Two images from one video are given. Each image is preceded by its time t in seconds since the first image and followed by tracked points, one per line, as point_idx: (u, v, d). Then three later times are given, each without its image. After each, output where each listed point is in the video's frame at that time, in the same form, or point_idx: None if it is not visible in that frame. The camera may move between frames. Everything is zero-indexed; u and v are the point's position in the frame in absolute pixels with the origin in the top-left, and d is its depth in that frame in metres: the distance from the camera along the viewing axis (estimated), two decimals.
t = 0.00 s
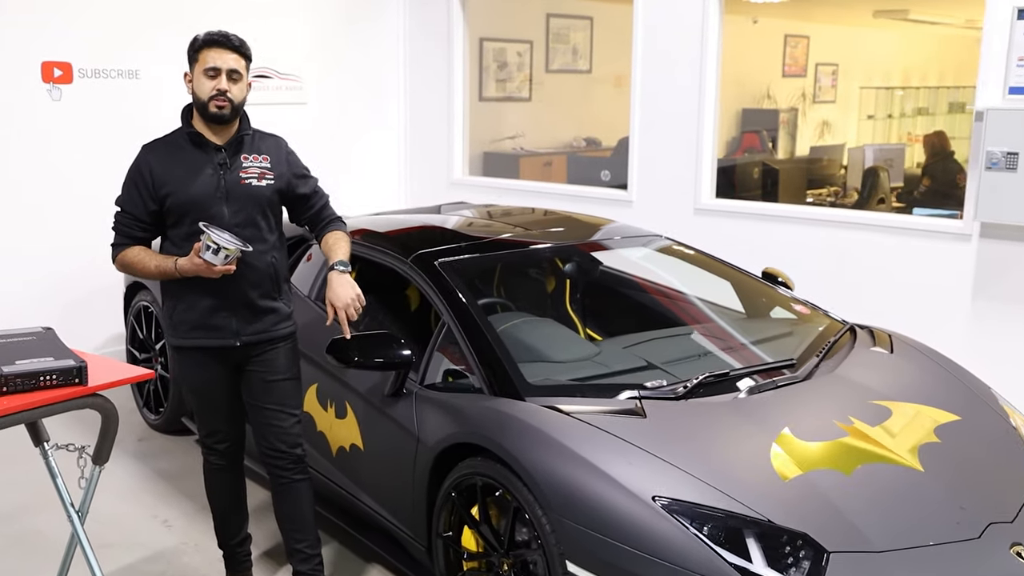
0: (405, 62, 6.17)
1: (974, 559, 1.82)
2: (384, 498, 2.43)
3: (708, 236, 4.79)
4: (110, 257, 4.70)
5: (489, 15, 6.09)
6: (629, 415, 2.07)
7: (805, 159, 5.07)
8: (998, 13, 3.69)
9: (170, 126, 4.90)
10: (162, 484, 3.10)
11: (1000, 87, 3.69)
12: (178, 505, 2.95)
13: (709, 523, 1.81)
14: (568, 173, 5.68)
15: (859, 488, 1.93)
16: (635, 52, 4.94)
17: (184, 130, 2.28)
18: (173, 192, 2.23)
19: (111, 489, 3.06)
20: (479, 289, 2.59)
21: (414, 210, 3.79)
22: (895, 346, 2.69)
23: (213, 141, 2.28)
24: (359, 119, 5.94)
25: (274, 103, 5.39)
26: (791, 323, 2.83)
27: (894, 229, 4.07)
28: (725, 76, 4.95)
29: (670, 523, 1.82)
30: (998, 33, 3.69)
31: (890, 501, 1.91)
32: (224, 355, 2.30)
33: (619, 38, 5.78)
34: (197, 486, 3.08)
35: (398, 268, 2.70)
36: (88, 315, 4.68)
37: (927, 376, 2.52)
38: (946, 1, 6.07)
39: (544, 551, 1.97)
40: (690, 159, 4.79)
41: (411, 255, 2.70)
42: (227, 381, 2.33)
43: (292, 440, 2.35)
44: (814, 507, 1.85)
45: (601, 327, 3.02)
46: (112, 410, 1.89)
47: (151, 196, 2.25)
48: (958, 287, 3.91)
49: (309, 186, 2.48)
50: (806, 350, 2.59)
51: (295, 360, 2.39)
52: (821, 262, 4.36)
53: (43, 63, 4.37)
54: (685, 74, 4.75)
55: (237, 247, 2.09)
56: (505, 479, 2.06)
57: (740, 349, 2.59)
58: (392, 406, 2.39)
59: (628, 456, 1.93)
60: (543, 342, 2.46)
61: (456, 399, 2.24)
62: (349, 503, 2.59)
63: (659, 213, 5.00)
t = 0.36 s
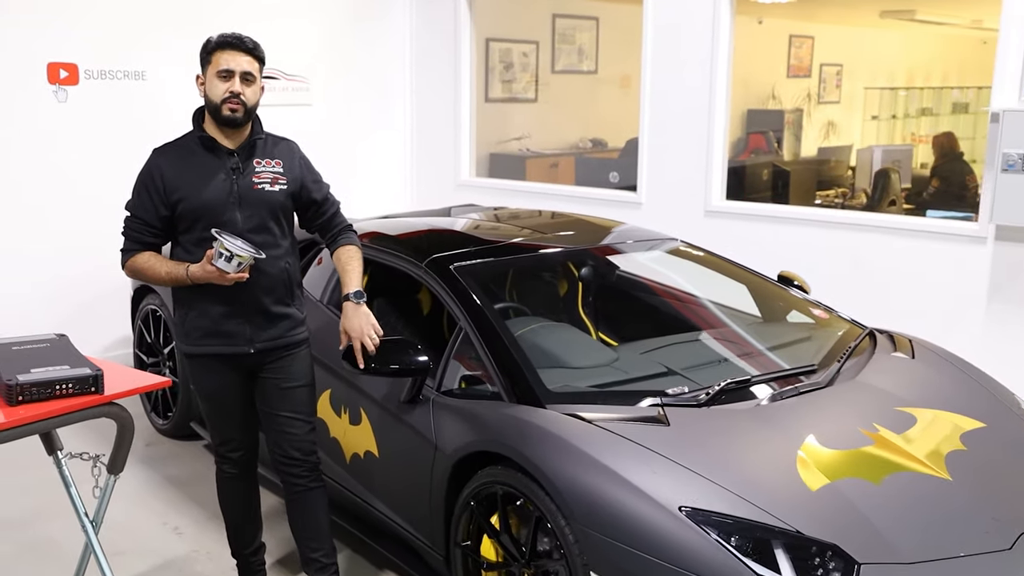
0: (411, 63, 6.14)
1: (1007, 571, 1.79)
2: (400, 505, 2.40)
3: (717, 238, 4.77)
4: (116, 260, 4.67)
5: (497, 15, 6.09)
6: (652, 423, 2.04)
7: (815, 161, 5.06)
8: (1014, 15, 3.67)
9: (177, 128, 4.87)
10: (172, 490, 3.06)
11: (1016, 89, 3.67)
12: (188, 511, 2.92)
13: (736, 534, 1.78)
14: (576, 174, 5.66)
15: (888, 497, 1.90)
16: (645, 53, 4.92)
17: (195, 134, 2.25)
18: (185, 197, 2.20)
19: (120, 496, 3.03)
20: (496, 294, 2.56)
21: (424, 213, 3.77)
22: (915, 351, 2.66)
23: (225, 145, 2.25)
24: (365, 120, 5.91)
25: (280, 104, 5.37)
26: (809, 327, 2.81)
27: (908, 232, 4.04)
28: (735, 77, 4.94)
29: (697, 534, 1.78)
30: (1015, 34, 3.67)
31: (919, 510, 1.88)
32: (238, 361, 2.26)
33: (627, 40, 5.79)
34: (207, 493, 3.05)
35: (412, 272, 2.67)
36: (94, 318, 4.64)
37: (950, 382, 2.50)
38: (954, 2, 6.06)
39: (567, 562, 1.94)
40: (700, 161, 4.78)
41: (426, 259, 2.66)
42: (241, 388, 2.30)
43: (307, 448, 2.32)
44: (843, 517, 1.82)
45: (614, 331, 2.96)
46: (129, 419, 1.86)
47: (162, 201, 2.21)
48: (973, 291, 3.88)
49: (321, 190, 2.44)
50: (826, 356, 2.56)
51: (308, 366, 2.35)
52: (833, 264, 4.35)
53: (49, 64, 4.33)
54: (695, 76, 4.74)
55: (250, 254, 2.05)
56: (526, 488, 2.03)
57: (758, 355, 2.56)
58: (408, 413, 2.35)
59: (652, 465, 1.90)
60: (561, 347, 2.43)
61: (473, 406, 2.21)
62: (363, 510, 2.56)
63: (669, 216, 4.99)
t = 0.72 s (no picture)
0: (417, 64, 6.16)
1: None
2: (415, 512, 2.37)
3: (728, 239, 4.78)
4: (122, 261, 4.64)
5: (503, 15, 6.10)
6: (673, 430, 2.01)
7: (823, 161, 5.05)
8: None
9: (183, 129, 4.84)
10: (181, 495, 3.03)
11: None
12: (198, 517, 2.89)
13: (763, 543, 1.74)
14: (584, 175, 5.66)
15: (916, 505, 1.87)
16: (654, 53, 4.92)
17: (204, 136, 2.21)
18: (195, 201, 2.16)
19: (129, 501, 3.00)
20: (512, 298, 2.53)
21: (433, 214, 3.74)
22: (936, 355, 2.63)
23: (235, 147, 2.22)
24: (371, 121, 5.89)
25: (287, 104, 5.35)
26: (825, 330, 2.78)
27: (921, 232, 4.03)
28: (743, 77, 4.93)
29: (725, 544, 1.75)
30: None
31: (948, 518, 1.85)
32: (252, 367, 2.23)
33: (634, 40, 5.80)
34: (217, 498, 3.02)
35: (426, 275, 2.63)
36: (101, 320, 4.61)
37: (971, 386, 2.47)
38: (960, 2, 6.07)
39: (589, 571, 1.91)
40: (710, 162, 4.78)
41: (440, 263, 2.63)
42: (256, 394, 2.27)
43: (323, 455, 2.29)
44: (871, 526, 1.79)
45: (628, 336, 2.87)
46: (143, 427, 1.83)
47: (172, 206, 2.18)
48: (987, 293, 3.87)
49: (331, 192, 2.41)
50: (846, 360, 2.53)
51: (322, 372, 2.32)
52: (844, 265, 4.34)
53: (54, 65, 4.30)
54: (705, 77, 4.73)
55: (263, 259, 2.02)
56: (546, 496, 2.00)
57: (773, 360, 2.53)
58: (424, 419, 2.32)
59: (676, 472, 1.87)
60: (579, 352, 2.39)
61: (490, 412, 2.18)
62: (376, 517, 2.52)
63: (678, 216, 4.99)
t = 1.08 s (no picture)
0: (422, 63, 6.13)
1: None
2: (428, 517, 2.34)
3: (737, 239, 4.77)
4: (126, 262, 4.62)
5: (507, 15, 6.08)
6: (691, 435, 1.98)
7: (829, 161, 5.03)
8: None
9: (188, 129, 4.81)
10: (189, 499, 3.01)
11: None
12: (206, 521, 2.86)
13: (786, 551, 1.72)
14: (590, 175, 5.64)
15: (939, 511, 1.84)
16: (661, 53, 4.91)
17: (214, 138, 2.20)
18: (206, 203, 2.14)
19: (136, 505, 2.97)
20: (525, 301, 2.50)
21: (441, 215, 3.71)
22: (953, 357, 2.60)
23: (246, 148, 2.19)
24: (376, 120, 5.87)
25: (292, 105, 5.32)
26: (839, 333, 2.75)
27: (935, 233, 4.04)
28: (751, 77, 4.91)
29: (747, 552, 1.72)
30: None
31: (971, 524, 1.82)
32: (266, 372, 2.21)
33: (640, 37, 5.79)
34: (225, 503, 2.99)
35: (437, 278, 2.60)
36: (105, 322, 4.58)
37: (991, 390, 2.44)
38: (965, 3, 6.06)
39: None
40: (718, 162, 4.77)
41: (451, 265, 2.60)
42: (269, 399, 2.25)
43: (338, 463, 2.26)
44: (895, 532, 1.76)
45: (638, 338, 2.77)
46: (156, 432, 1.80)
47: (182, 208, 2.16)
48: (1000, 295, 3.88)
49: (346, 192, 2.38)
50: (862, 364, 2.50)
51: (337, 376, 2.30)
52: (858, 264, 4.33)
53: (58, 65, 4.26)
54: (714, 77, 4.72)
55: (274, 264, 2.00)
56: (563, 502, 1.97)
57: (787, 364, 2.50)
58: (438, 423, 2.30)
59: (697, 478, 1.85)
60: (593, 355, 2.37)
61: (505, 417, 2.16)
62: (387, 521, 2.50)
63: (685, 217, 4.97)
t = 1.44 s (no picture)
0: (422, 63, 6.09)
1: None
2: (431, 524, 2.31)
3: (740, 240, 4.75)
4: (124, 264, 4.58)
5: (507, 15, 6.05)
6: (699, 440, 1.95)
7: (830, 161, 5.00)
8: None
9: (186, 129, 4.78)
10: (187, 504, 2.97)
11: None
12: (205, 526, 2.83)
13: (797, 559, 1.68)
14: (591, 176, 5.61)
15: (951, 518, 1.81)
16: (663, 52, 4.88)
17: (227, 137, 2.18)
18: (213, 204, 2.12)
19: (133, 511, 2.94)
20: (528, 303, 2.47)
21: (442, 216, 3.68)
22: (962, 360, 2.57)
23: (257, 150, 2.17)
24: (376, 120, 5.84)
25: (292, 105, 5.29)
26: (845, 336, 2.72)
27: (941, 234, 4.03)
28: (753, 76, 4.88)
29: (758, 560, 1.68)
30: None
31: (985, 532, 1.79)
32: (270, 379, 2.18)
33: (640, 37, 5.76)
34: (224, 507, 2.96)
35: (439, 280, 2.57)
36: (103, 324, 4.55)
37: (1001, 393, 2.41)
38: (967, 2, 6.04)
39: None
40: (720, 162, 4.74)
41: (452, 267, 2.56)
42: (274, 407, 2.22)
43: (343, 474, 2.23)
44: (907, 539, 1.73)
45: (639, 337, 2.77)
46: (154, 439, 1.76)
47: (190, 209, 2.15)
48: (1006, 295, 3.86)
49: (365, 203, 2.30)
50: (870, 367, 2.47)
51: (344, 385, 2.26)
52: (863, 265, 4.31)
53: (55, 65, 4.23)
54: (716, 77, 4.69)
55: (284, 261, 1.99)
56: (569, 509, 1.94)
57: (792, 368, 2.47)
58: (440, 428, 2.26)
59: (706, 486, 1.82)
60: (598, 359, 2.33)
61: (509, 422, 2.13)
62: (389, 527, 2.47)
63: (688, 218, 4.94)
